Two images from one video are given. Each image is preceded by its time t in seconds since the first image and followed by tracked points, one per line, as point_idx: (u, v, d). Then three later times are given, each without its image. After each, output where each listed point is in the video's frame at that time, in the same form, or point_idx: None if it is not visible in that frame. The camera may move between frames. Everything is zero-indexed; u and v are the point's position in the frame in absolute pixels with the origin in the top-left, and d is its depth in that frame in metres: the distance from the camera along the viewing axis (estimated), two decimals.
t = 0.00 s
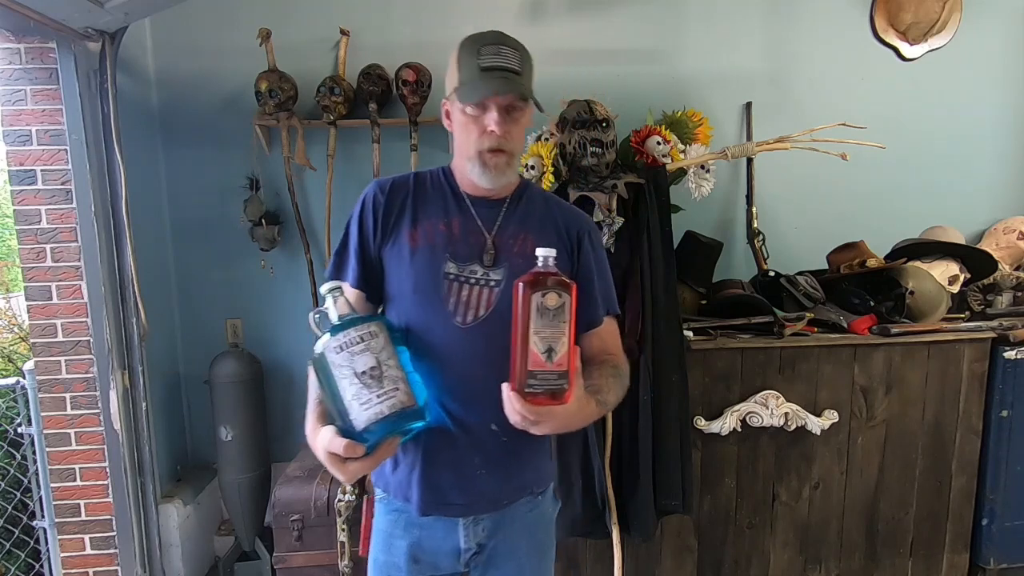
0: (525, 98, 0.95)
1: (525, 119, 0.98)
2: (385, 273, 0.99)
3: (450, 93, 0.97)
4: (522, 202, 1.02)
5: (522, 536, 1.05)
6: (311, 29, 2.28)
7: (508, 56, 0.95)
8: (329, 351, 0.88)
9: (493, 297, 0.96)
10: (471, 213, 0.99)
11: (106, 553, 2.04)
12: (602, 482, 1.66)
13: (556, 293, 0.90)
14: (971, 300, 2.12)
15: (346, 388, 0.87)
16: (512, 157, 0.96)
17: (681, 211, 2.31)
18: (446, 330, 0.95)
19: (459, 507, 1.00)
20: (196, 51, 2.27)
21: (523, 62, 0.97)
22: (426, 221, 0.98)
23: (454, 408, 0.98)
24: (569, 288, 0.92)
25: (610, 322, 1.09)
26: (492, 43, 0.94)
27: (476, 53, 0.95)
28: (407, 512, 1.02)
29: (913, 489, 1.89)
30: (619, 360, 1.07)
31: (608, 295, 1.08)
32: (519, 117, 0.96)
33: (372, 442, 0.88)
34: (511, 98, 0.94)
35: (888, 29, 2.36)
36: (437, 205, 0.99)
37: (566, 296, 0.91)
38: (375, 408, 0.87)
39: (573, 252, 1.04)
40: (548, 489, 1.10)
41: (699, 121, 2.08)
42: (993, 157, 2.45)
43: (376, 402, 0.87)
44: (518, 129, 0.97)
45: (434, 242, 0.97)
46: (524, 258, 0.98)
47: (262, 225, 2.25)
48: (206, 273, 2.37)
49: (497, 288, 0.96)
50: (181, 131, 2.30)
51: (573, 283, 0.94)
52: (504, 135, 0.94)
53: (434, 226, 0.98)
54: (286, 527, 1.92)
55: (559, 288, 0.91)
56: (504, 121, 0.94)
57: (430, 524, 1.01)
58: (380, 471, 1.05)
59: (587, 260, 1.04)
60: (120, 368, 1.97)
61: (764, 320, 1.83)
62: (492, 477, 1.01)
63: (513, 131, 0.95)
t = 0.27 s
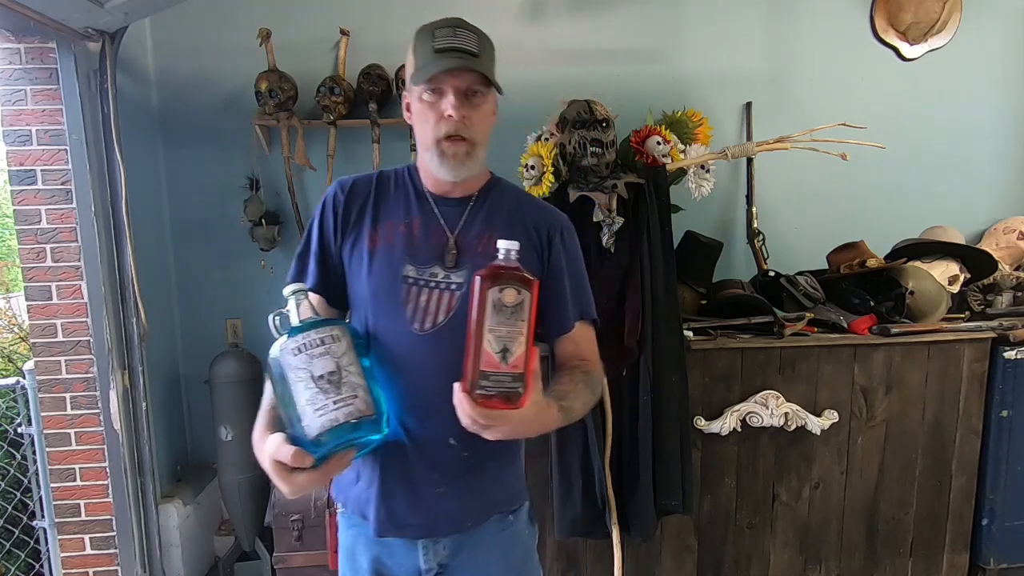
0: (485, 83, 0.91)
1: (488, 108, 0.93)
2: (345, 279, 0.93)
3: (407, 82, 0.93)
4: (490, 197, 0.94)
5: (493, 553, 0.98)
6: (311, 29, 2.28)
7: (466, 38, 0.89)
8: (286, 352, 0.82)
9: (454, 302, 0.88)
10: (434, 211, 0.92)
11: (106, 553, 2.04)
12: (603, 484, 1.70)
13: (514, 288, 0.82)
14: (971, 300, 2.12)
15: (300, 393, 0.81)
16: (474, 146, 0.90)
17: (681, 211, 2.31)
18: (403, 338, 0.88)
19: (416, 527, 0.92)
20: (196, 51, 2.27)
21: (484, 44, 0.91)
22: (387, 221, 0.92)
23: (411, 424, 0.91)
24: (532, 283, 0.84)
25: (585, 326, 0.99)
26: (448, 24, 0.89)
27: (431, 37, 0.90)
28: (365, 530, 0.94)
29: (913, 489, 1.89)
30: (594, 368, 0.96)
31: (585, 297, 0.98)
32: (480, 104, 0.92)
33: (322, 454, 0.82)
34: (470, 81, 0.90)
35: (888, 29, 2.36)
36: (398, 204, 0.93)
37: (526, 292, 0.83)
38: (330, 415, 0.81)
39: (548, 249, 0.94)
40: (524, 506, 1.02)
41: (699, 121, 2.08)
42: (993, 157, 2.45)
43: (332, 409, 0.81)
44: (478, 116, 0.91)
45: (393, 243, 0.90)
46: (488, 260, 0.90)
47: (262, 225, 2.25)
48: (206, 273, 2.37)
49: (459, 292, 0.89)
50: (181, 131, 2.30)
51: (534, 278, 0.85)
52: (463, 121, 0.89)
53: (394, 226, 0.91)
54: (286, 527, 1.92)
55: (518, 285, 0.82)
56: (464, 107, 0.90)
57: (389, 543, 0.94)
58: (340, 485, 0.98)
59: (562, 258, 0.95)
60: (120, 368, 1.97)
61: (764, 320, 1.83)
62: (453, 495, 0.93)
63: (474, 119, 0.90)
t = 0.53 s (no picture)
0: (464, 73, 0.92)
1: (468, 100, 0.93)
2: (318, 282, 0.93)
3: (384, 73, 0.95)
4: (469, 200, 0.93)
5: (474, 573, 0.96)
6: (311, 29, 2.28)
7: (446, 24, 0.90)
8: (248, 367, 0.79)
9: (427, 309, 0.87)
10: (409, 213, 0.92)
11: (106, 552, 2.04)
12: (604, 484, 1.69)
13: (488, 274, 0.79)
14: (971, 300, 2.12)
15: (262, 410, 0.78)
16: (450, 138, 0.90)
17: (681, 211, 2.31)
18: (374, 346, 0.87)
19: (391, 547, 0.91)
20: (197, 51, 2.27)
21: (464, 31, 0.92)
22: (359, 224, 0.91)
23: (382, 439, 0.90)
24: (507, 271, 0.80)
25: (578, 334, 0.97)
26: (426, 10, 0.90)
27: (409, 22, 0.91)
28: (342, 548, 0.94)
29: (914, 489, 1.89)
30: (582, 375, 0.95)
31: (571, 306, 0.96)
32: (459, 95, 0.92)
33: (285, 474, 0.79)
34: (448, 70, 0.91)
35: (888, 29, 2.36)
36: (371, 207, 0.92)
37: (501, 279, 0.80)
38: (292, 435, 0.78)
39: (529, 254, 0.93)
40: (510, 526, 1.01)
41: (699, 121, 2.08)
42: (993, 157, 2.45)
43: (294, 428, 0.78)
44: (456, 107, 0.91)
45: (366, 248, 0.90)
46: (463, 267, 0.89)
47: (262, 225, 2.25)
48: (207, 273, 2.37)
49: (432, 300, 0.87)
50: (181, 131, 2.30)
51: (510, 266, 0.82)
52: (439, 111, 0.89)
53: (367, 231, 0.90)
54: (286, 527, 1.93)
55: (493, 271, 0.79)
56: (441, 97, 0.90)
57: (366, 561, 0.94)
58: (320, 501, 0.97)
59: (544, 265, 0.93)
60: (120, 368, 1.97)
61: (764, 320, 1.83)
62: (427, 515, 0.92)
63: (451, 109, 0.91)
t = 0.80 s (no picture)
0: (471, 62, 0.85)
1: (476, 91, 0.87)
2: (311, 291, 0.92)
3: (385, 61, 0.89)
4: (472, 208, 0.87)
5: None
6: (311, 28, 2.28)
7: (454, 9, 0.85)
8: (219, 388, 0.72)
9: (417, 326, 0.82)
10: (405, 219, 0.87)
11: (106, 552, 2.05)
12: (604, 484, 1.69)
13: (479, 263, 0.72)
14: (971, 300, 2.12)
15: (229, 437, 0.71)
16: (454, 133, 0.84)
17: (681, 211, 2.31)
18: (360, 366, 0.83)
19: None
20: (197, 51, 2.27)
21: (474, 16, 0.86)
22: (353, 231, 0.88)
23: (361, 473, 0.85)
24: (503, 260, 0.73)
25: (602, 354, 0.88)
26: None
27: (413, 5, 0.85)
28: None
29: (914, 489, 1.89)
30: (605, 398, 0.84)
31: (591, 324, 0.87)
32: (466, 86, 0.86)
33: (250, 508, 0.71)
34: (453, 57, 0.85)
35: (888, 29, 2.36)
36: (366, 213, 0.89)
37: (494, 268, 0.72)
38: (257, 466, 0.70)
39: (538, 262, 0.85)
40: (514, 571, 0.93)
41: (699, 121, 2.08)
42: (993, 157, 2.45)
43: (260, 458, 0.70)
44: (462, 98, 0.85)
45: (358, 258, 0.86)
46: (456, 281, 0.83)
47: (262, 225, 2.25)
48: (206, 273, 2.37)
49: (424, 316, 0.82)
50: (181, 131, 2.30)
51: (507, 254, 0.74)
52: (442, 103, 0.83)
53: (360, 240, 0.87)
54: (286, 527, 1.93)
55: (483, 258, 0.72)
56: (446, 87, 0.84)
57: None
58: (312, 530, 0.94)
59: (554, 280, 0.85)
60: (120, 368, 1.96)
61: (764, 320, 1.83)
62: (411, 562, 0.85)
63: (456, 102, 0.85)
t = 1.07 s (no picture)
0: (520, 33, 0.75)
1: (522, 67, 0.77)
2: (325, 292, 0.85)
3: (421, 30, 0.80)
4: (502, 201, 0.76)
5: None
6: (311, 28, 2.28)
7: None
8: (205, 398, 0.69)
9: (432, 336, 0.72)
10: (427, 209, 0.78)
11: (106, 552, 2.05)
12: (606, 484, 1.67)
13: (485, 249, 0.62)
14: (971, 300, 2.12)
15: (209, 452, 0.67)
16: (491, 113, 0.74)
17: (681, 211, 2.31)
18: (364, 380, 0.75)
19: None
20: (197, 50, 2.27)
21: None
22: (370, 225, 0.79)
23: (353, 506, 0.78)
24: (514, 244, 0.63)
25: (655, 383, 0.75)
26: None
27: None
28: None
29: (914, 489, 1.89)
30: (652, 431, 0.73)
31: (642, 349, 0.74)
32: (512, 61, 0.76)
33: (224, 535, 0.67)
34: (499, 26, 0.75)
35: (888, 29, 2.36)
36: (386, 206, 0.80)
37: (503, 254, 0.62)
38: (233, 488, 0.66)
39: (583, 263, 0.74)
40: None
41: (699, 121, 2.09)
42: (993, 157, 2.45)
43: (237, 480, 0.66)
44: (506, 75, 0.75)
45: (373, 254, 0.77)
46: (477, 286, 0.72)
47: (262, 225, 2.26)
48: (206, 273, 2.37)
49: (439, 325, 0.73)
50: (181, 130, 2.30)
51: (519, 236, 0.64)
52: (482, 78, 0.73)
53: (377, 234, 0.78)
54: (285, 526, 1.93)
55: (487, 241, 0.62)
56: (487, 60, 0.74)
57: None
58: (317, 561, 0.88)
59: (597, 289, 0.73)
60: (120, 368, 1.96)
61: (764, 320, 1.83)
62: None
63: (498, 78, 0.75)
